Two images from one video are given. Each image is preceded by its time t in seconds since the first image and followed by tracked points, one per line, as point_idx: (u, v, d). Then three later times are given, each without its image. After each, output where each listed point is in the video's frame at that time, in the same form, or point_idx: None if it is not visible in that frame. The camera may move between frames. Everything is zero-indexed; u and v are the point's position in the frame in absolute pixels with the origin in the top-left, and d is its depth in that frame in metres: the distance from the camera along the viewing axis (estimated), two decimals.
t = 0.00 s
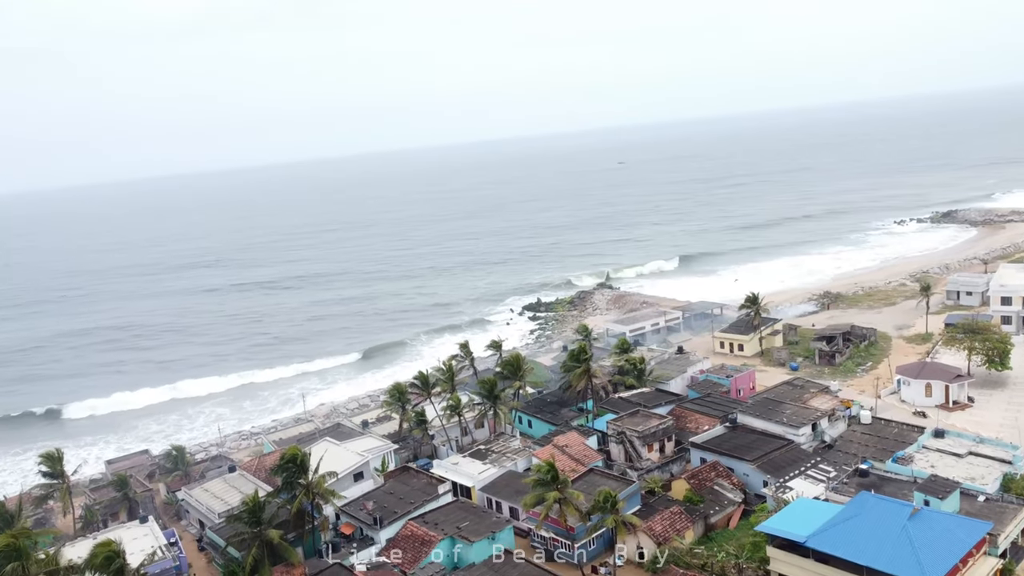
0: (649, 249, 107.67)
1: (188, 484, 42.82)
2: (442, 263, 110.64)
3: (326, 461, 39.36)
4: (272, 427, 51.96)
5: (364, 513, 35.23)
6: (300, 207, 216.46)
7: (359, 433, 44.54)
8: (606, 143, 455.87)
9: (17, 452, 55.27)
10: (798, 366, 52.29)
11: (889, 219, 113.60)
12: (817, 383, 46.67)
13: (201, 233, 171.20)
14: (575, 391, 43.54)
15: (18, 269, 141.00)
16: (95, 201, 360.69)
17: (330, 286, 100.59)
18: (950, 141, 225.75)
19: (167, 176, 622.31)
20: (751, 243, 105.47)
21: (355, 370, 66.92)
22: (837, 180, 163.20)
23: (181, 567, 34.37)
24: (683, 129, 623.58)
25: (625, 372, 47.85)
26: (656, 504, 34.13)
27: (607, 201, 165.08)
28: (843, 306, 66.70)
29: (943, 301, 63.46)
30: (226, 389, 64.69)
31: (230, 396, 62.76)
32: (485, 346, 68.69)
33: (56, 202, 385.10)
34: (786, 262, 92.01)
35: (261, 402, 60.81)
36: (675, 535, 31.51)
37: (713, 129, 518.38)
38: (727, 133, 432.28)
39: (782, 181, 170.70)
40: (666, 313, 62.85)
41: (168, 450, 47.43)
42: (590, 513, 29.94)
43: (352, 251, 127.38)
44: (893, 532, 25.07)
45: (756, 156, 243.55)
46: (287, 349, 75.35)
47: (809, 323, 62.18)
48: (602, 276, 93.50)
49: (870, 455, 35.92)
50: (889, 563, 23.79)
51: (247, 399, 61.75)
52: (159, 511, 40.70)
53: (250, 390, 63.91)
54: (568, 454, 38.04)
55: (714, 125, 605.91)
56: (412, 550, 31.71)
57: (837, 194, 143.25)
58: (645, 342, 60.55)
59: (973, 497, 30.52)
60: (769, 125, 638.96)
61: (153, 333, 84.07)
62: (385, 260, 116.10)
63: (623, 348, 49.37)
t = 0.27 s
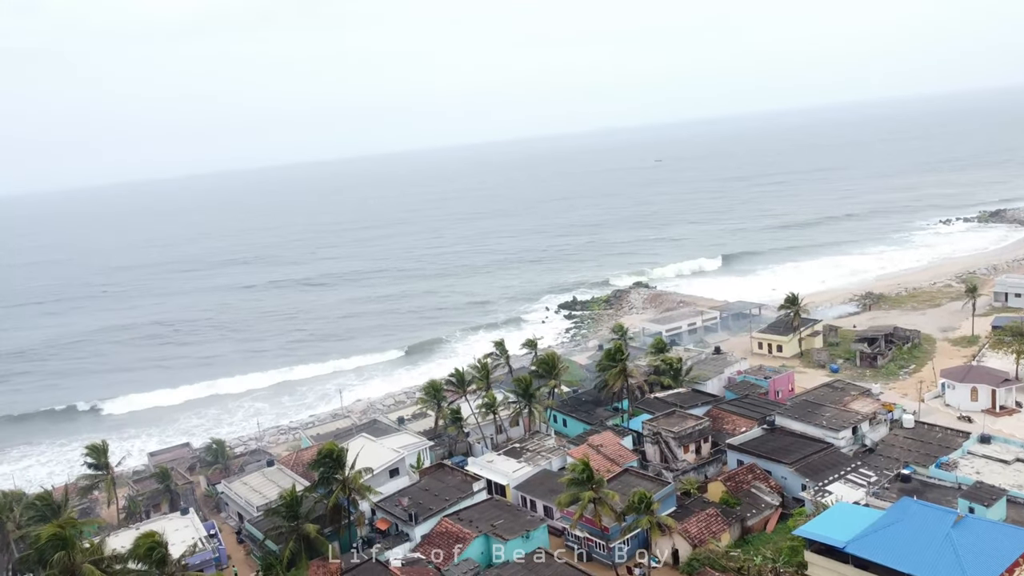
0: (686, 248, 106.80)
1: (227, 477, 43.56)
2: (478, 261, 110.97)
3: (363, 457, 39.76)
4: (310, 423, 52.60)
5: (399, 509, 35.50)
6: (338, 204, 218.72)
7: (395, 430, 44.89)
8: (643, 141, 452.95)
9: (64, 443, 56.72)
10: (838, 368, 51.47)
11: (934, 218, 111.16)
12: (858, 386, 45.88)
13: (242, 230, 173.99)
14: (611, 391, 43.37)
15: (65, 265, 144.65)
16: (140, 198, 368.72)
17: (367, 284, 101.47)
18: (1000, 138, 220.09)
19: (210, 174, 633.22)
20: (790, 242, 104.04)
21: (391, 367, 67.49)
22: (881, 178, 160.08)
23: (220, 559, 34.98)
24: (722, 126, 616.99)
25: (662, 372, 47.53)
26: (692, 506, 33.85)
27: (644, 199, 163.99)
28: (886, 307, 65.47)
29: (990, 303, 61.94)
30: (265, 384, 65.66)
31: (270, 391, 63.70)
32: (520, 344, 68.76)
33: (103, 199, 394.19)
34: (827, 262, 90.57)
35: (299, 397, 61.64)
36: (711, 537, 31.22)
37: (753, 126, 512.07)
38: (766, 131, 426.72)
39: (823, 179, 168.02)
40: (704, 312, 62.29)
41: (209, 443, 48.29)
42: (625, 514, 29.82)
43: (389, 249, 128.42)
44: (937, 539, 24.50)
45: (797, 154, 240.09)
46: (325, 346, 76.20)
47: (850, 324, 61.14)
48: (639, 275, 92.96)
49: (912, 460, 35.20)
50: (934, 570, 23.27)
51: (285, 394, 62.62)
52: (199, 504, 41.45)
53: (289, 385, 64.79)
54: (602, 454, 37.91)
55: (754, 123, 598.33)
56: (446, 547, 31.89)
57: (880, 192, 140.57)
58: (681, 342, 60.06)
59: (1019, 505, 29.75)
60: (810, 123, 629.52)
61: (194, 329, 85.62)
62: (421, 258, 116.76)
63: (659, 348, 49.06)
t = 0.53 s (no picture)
0: (727, 247, 105.54)
1: (269, 470, 44.22)
2: (517, 259, 111.03)
3: (402, 453, 40.02)
4: (349, 418, 53.16)
5: (437, 505, 35.69)
6: (378, 202, 220.60)
7: (433, 426, 45.15)
8: (686, 138, 448.19)
9: (112, 435, 58.10)
10: (884, 370, 50.43)
11: (986, 218, 108.17)
12: (904, 389, 44.88)
13: (284, 227, 176.55)
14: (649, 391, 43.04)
15: (113, 260, 148.27)
16: (186, 195, 376.40)
17: (406, 281, 102.21)
18: None
19: (255, 172, 643.77)
20: (835, 242, 102.21)
21: (430, 363, 67.90)
22: (931, 176, 156.24)
23: (261, 551, 35.53)
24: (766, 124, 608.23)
25: (702, 372, 47.06)
26: (731, 509, 33.45)
27: (685, 198, 162.47)
28: (934, 309, 63.95)
29: None
30: (306, 379, 66.55)
31: (311, 386, 64.54)
32: (558, 343, 68.66)
33: (151, 196, 403.12)
34: (873, 262, 88.72)
35: (339, 392, 62.37)
36: (751, 540, 30.80)
37: (799, 123, 503.40)
38: (811, 128, 419.67)
39: (870, 178, 164.66)
40: (745, 312, 61.51)
41: (251, 437, 49.08)
42: (663, 515, 29.58)
43: (429, 246, 129.09)
44: (987, 545, 24.02)
45: (843, 151, 235.64)
46: (365, 343, 76.95)
47: (896, 326, 59.84)
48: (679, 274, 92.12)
49: (961, 466, 34.30)
50: None
51: (326, 389, 63.40)
52: (242, 496, 42.15)
53: (329, 381, 65.56)
54: (641, 454, 37.67)
55: (799, 120, 588.11)
56: (483, 544, 32.00)
57: (929, 191, 137.24)
58: (722, 342, 59.37)
59: None
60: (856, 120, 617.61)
61: (238, 325, 87.10)
62: (461, 256, 117.23)
63: (699, 348, 48.57)
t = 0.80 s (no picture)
0: (773, 246, 103.94)
1: (312, 464, 44.89)
2: (558, 257, 110.88)
3: (442, 449, 40.28)
4: (391, 413, 53.66)
5: (477, 502, 35.86)
6: (421, 199, 222.07)
7: (473, 423, 45.36)
8: (732, 135, 442.17)
9: (160, 427, 59.55)
10: (934, 374, 49.19)
11: None
12: (955, 393, 43.71)
13: (329, 224, 178.82)
14: (691, 391, 42.65)
15: (161, 256, 151.80)
16: (233, 191, 383.87)
17: (448, 279, 102.75)
18: None
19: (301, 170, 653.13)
20: (884, 242, 100.00)
21: (471, 360, 68.18)
22: (986, 174, 151.81)
23: (304, 544, 36.10)
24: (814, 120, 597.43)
25: (745, 373, 46.47)
26: (774, 512, 32.96)
27: (729, 196, 160.45)
28: (987, 311, 62.17)
29: None
30: (349, 375, 67.39)
31: (353, 382, 65.30)
32: (599, 341, 68.43)
33: (201, 193, 411.80)
34: (923, 263, 86.55)
35: (381, 388, 63.02)
36: (794, 545, 30.29)
37: (848, 119, 493.14)
38: (860, 125, 411.15)
39: (922, 175, 160.65)
40: (790, 312, 60.54)
41: (295, 431, 49.86)
42: (704, 518, 29.30)
43: (471, 244, 129.57)
44: None
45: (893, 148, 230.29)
46: (407, 340, 77.58)
47: (947, 328, 58.31)
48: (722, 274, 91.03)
49: (1014, 474, 33.29)
50: None
51: (368, 385, 64.11)
52: (285, 488, 42.86)
53: (372, 377, 66.25)
54: (682, 455, 37.36)
55: (849, 116, 576.04)
56: (522, 542, 32.05)
57: (984, 190, 133.37)
58: (766, 343, 58.54)
59: None
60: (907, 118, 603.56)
61: (283, 321, 88.50)
62: (502, 254, 117.44)
63: (743, 348, 47.96)
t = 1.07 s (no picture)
0: (821, 245, 101.98)
1: (356, 458, 45.49)
2: (602, 255, 110.41)
3: (484, 446, 40.45)
4: (434, 409, 54.05)
5: (518, 499, 35.96)
6: (466, 196, 222.93)
7: (515, 420, 45.48)
8: (781, 131, 434.58)
9: (209, 419, 60.91)
10: (990, 377, 47.76)
11: None
12: (1011, 397, 42.36)
13: (374, 221, 180.60)
14: (736, 391, 42.11)
15: (211, 252, 155.11)
16: (281, 189, 390.42)
17: (491, 276, 103.04)
18: None
19: (348, 167, 660.85)
20: (938, 241, 97.36)
21: (514, 358, 68.29)
22: None
23: (348, 536, 36.61)
24: (866, 116, 583.87)
25: (792, 374, 45.70)
26: (820, 516, 32.36)
27: (777, 194, 157.90)
28: None
29: None
30: (392, 371, 68.02)
31: (397, 378, 65.90)
32: (643, 340, 68.01)
33: (250, 190, 419.37)
34: (979, 263, 84.04)
35: (424, 384, 63.53)
36: (841, 550, 29.70)
37: (902, 115, 480.75)
38: (914, 121, 400.80)
39: (979, 172, 155.96)
40: (839, 313, 59.35)
41: (339, 425, 50.53)
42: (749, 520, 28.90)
43: (514, 242, 129.65)
44: None
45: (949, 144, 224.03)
46: (449, 337, 78.08)
47: (1004, 331, 56.56)
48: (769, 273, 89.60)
49: None
50: None
51: (411, 381, 64.65)
52: (329, 481, 43.48)
53: (415, 373, 66.78)
54: (726, 456, 36.93)
55: (903, 112, 561.65)
56: (564, 540, 32.04)
57: None
58: (814, 343, 57.53)
59: None
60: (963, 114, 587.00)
61: (328, 317, 89.73)
62: (545, 251, 117.35)
63: (789, 348, 47.20)
